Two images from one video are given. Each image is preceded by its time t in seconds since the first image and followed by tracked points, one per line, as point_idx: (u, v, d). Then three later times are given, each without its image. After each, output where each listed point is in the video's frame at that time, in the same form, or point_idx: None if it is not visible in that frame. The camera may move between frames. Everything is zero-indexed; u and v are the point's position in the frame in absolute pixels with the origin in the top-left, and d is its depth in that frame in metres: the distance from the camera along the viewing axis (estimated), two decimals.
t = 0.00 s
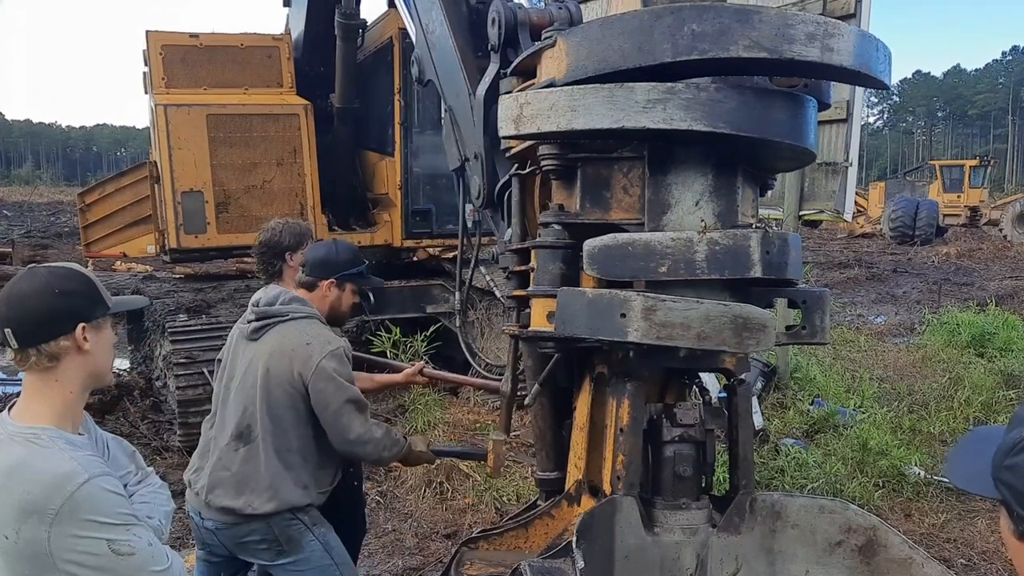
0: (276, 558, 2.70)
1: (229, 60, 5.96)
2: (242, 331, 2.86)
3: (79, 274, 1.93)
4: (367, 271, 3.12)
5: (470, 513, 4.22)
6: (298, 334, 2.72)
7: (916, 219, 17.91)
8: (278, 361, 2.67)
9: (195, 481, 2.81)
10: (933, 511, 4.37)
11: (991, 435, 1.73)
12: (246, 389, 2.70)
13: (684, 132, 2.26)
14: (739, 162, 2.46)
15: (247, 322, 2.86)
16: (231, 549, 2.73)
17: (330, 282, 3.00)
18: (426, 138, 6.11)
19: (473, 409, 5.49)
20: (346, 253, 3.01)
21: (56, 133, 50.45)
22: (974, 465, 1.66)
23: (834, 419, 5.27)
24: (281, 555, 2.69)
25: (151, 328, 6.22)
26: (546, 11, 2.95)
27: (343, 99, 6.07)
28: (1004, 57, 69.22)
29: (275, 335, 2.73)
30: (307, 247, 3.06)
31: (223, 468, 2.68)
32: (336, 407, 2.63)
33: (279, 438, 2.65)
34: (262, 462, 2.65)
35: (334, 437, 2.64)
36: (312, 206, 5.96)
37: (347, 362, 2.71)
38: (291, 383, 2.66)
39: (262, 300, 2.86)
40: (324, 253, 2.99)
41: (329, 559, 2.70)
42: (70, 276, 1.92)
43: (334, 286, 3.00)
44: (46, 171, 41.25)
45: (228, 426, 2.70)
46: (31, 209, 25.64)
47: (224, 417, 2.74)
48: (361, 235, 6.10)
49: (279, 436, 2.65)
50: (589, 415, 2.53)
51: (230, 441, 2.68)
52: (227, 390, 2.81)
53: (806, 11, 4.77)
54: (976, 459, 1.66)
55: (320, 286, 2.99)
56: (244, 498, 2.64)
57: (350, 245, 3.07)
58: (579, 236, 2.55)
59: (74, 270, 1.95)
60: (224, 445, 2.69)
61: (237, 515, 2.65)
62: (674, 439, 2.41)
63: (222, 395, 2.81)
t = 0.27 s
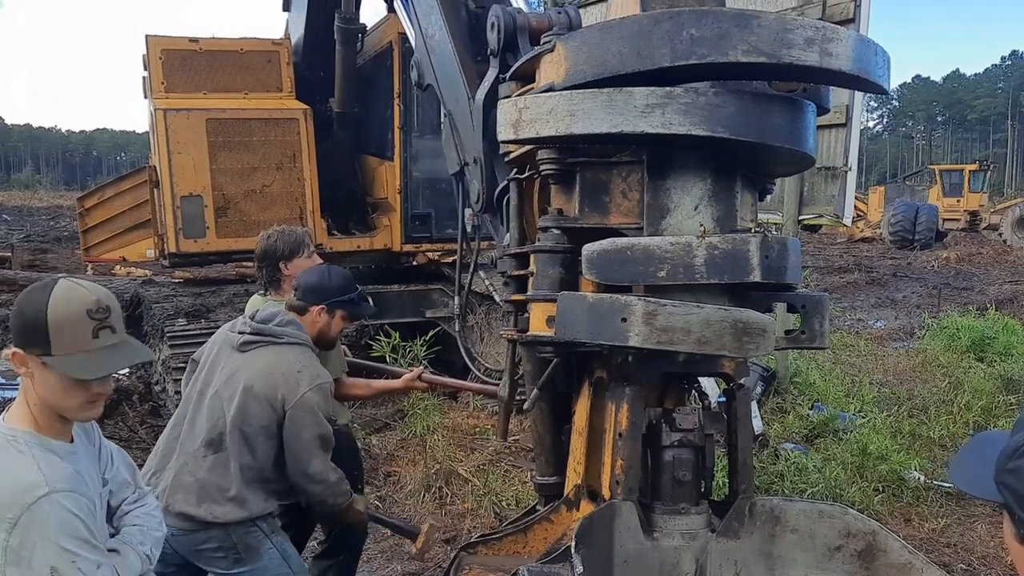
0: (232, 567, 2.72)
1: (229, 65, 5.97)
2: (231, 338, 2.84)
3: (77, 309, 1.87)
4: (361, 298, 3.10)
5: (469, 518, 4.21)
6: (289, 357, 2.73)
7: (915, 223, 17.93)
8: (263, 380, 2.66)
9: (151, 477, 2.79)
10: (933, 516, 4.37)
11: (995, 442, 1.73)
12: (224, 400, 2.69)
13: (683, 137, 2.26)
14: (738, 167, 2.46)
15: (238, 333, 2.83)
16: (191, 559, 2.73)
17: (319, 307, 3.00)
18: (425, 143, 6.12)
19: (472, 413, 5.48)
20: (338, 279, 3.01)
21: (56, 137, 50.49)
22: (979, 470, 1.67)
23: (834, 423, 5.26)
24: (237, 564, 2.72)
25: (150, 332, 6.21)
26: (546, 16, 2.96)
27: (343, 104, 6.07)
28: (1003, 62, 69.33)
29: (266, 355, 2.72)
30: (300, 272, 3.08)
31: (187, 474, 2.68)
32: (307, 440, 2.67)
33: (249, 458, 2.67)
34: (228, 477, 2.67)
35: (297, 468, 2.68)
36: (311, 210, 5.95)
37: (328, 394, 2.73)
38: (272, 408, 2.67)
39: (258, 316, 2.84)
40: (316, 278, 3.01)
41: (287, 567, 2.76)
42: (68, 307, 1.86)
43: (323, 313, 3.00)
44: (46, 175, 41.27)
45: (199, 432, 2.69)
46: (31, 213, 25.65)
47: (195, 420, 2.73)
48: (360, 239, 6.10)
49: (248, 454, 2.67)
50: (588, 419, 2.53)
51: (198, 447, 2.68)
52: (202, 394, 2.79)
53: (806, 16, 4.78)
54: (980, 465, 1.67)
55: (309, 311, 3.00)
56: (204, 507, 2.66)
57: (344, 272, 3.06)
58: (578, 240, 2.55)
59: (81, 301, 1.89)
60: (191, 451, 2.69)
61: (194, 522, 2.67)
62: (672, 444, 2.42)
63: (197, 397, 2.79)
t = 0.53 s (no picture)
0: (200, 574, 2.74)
1: (230, 68, 5.98)
2: (245, 354, 2.83)
3: (37, 380, 1.84)
4: (370, 334, 3.11)
5: (469, 521, 4.21)
6: (300, 394, 2.77)
7: (915, 226, 17.93)
8: (269, 412, 2.72)
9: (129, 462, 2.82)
10: (933, 519, 4.36)
11: (996, 448, 1.74)
12: (224, 418, 2.73)
13: (682, 139, 2.26)
14: (738, 169, 2.46)
15: (254, 353, 2.83)
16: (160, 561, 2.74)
17: (329, 344, 2.99)
18: (425, 146, 6.12)
19: (472, 416, 5.48)
20: (348, 315, 3.00)
21: (56, 140, 50.55)
22: (980, 474, 1.67)
23: (834, 426, 5.26)
24: (206, 571, 2.74)
25: (150, 335, 6.21)
26: (546, 19, 2.96)
27: (343, 106, 6.08)
28: (1003, 65, 69.39)
29: (277, 388, 2.75)
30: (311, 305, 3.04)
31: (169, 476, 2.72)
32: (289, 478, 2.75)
33: (232, 479, 2.72)
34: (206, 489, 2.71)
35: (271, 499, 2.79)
36: (311, 212, 5.95)
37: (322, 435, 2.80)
38: (267, 440, 2.72)
39: (277, 344, 2.85)
40: (326, 315, 2.98)
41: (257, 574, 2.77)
42: (30, 375, 1.84)
43: (333, 349, 3.00)
44: (47, 178, 41.28)
45: (190, 439, 2.72)
46: (31, 217, 25.63)
47: (186, 426, 2.75)
48: (360, 242, 6.10)
49: (232, 476, 2.72)
50: (588, 421, 2.53)
51: (184, 453, 2.72)
52: (200, 400, 2.80)
53: (805, 19, 4.78)
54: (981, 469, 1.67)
55: (319, 348, 2.99)
56: (176, 512, 2.70)
57: (355, 308, 3.05)
58: (577, 243, 2.55)
59: (49, 373, 1.85)
60: (177, 454, 2.72)
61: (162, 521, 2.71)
62: (672, 447, 2.41)
63: (195, 402, 2.80)
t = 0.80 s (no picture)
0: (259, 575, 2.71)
1: (230, 71, 5.99)
2: (273, 361, 2.78)
3: (16, 416, 1.79)
4: (383, 320, 3.12)
5: (469, 523, 4.21)
6: (332, 395, 2.74)
7: (915, 228, 17.94)
8: (307, 417, 2.67)
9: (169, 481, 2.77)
10: (933, 521, 4.36)
11: (995, 453, 1.74)
12: (262, 426, 2.67)
13: (680, 143, 2.27)
14: (736, 172, 2.47)
15: (283, 360, 2.77)
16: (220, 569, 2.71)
17: (350, 337, 2.99)
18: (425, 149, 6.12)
19: (472, 419, 5.49)
20: (359, 308, 3.01)
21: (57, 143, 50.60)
22: (978, 478, 1.68)
23: (833, 429, 5.26)
24: (264, 572, 2.70)
25: (151, 338, 6.22)
26: (545, 22, 2.96)
27: (343, 110, 6.09)
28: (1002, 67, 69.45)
29: (312, 392, 2.71)
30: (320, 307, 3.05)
31: (212, 489, 2.66)
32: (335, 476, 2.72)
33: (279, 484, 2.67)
34: (252, 496, 2.64)
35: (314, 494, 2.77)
36: (311, 215, 5.96)
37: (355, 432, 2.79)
38: (310, 443, 2.68)
39: (305, 349, 2.80)
40: (338, 312, 3.00)
41: (314, 568, 2.72)
42: (11, 409, 1.80)
43: (354, 342, 3.01)
44: (47, 181, 41.32)
45: (230, 450, 2.67)
46: (32, 219, 25.66)
47: (226, 437, 2.69)
48: (361, 245, 6.11)
49: (277, 481, 2.67)
50: (587, 424, 2.53)
51: (228, 465, 2.66)
52: (233, 411, 2.73)
53: (805, 22, 4.79)
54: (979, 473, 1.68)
55: (340, 345, 2.99)
56: (228, 521, 2.64)
57: (365, 298, 3.06)
58: (576, 246, 2.55)
59: (29, 408, 1.81)
60: (219, 466, 2.67)
61: (214, 533, 2.66)
62: (671, 449, 2.41)
63: (227, 413, 2.75)
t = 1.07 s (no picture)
0: (289, 572, 2.71)
1: (230, 73, 5.99)
2: (225, 348, 2.80)
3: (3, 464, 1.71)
4: (347, 273, 3.04)
5: (469, 525, 4.21)
6: (290, 344, 2.70)
7: (915, 230, 17.94)
8: (274, 375, 2.64)
9: (201, 500, 2.79)
10: (933, 523, 4.36)
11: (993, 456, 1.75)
12: (246, 407, 2.67)
13: (680, 145, 2.27)
14: (735, 174, 2.47)
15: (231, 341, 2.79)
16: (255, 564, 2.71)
17: (312, 286, 2.91)
18: (425, 151, 6.12)
19: (472, 421, 5.48)
20: (324, 256, 2.92)
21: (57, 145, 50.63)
22: (979, 478, 1.68)
23: (833, 431, 5.26)
24: (294, 568, 2.70)
25: (150, 339, 6.22)
26: (545, 24, 2.96)
27: (343, 111, 6.09)
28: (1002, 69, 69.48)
29: (269, 352, 2.69)
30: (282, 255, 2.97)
31: (232, 491, 2.66)
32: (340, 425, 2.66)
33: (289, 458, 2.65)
34: (271, 481, 2.64)
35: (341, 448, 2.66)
36: (311, 218, 5.97)
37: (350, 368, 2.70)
38: (296, 401, 2.64)
39: (238, 315, 2.80)
40: (302, 259, 2.91)
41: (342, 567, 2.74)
42: None
43: (316, 291, 2.92)
44: (48, 182, 41.33)
45: (232, 447, 2.67)
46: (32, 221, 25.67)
47: (226, 437, 2.71)
48: (361, 247, 6.11)
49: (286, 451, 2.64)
50: (587, 427, 2.53)
51: (235, 462, 2.66)
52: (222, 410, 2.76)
53: (805, 24, 4.79)
54: (979, 475, 1.68)
55: (301, 293, 2.91)
56: (257, 515, 2.62)
57: (328, 247, 2.98)
58: (575, 248, 2.55)
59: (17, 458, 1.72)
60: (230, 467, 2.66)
61: (248, 532, 2.64)
62: (671, 451, 2.41)
63: (218, 415, 2.77)
